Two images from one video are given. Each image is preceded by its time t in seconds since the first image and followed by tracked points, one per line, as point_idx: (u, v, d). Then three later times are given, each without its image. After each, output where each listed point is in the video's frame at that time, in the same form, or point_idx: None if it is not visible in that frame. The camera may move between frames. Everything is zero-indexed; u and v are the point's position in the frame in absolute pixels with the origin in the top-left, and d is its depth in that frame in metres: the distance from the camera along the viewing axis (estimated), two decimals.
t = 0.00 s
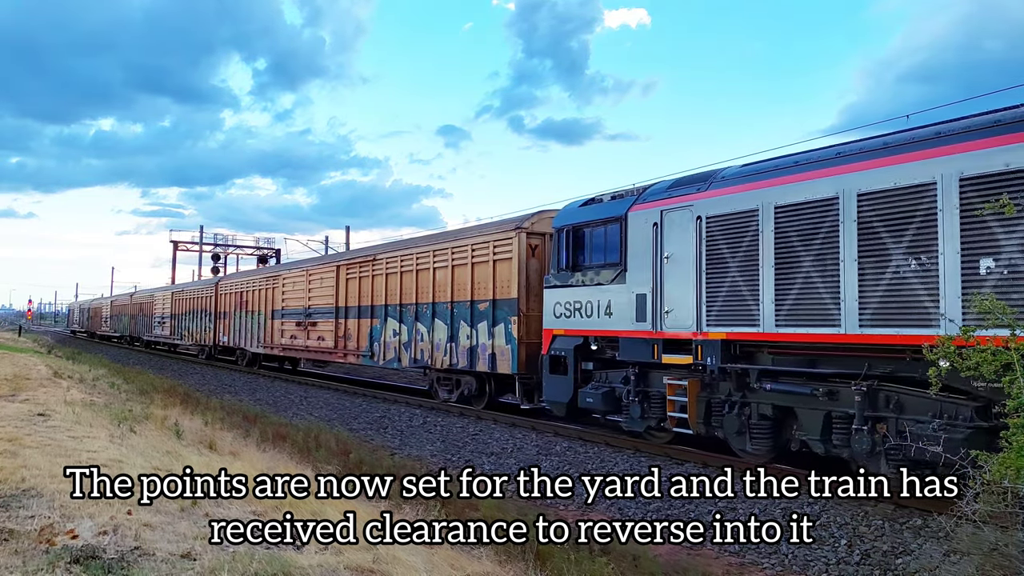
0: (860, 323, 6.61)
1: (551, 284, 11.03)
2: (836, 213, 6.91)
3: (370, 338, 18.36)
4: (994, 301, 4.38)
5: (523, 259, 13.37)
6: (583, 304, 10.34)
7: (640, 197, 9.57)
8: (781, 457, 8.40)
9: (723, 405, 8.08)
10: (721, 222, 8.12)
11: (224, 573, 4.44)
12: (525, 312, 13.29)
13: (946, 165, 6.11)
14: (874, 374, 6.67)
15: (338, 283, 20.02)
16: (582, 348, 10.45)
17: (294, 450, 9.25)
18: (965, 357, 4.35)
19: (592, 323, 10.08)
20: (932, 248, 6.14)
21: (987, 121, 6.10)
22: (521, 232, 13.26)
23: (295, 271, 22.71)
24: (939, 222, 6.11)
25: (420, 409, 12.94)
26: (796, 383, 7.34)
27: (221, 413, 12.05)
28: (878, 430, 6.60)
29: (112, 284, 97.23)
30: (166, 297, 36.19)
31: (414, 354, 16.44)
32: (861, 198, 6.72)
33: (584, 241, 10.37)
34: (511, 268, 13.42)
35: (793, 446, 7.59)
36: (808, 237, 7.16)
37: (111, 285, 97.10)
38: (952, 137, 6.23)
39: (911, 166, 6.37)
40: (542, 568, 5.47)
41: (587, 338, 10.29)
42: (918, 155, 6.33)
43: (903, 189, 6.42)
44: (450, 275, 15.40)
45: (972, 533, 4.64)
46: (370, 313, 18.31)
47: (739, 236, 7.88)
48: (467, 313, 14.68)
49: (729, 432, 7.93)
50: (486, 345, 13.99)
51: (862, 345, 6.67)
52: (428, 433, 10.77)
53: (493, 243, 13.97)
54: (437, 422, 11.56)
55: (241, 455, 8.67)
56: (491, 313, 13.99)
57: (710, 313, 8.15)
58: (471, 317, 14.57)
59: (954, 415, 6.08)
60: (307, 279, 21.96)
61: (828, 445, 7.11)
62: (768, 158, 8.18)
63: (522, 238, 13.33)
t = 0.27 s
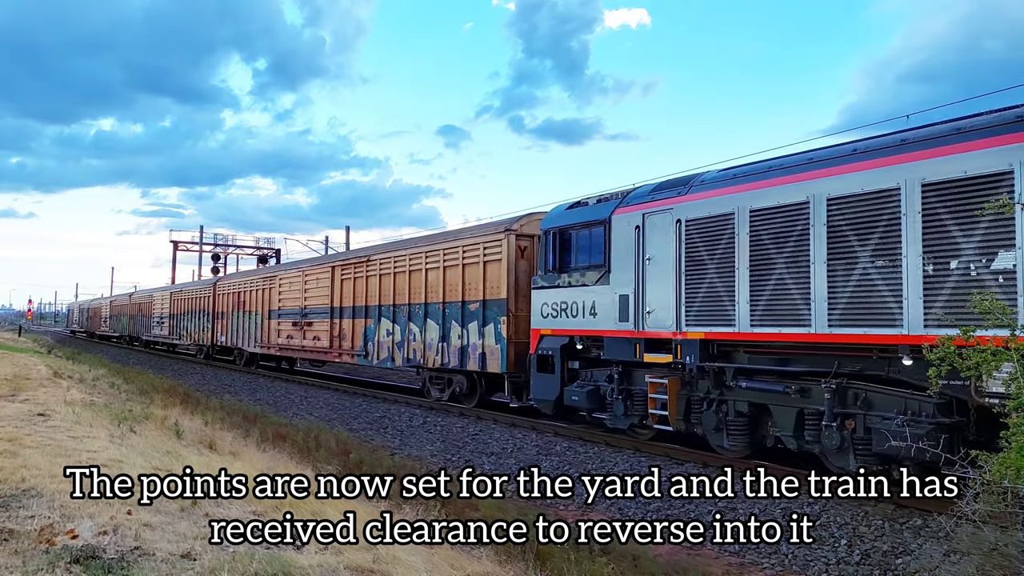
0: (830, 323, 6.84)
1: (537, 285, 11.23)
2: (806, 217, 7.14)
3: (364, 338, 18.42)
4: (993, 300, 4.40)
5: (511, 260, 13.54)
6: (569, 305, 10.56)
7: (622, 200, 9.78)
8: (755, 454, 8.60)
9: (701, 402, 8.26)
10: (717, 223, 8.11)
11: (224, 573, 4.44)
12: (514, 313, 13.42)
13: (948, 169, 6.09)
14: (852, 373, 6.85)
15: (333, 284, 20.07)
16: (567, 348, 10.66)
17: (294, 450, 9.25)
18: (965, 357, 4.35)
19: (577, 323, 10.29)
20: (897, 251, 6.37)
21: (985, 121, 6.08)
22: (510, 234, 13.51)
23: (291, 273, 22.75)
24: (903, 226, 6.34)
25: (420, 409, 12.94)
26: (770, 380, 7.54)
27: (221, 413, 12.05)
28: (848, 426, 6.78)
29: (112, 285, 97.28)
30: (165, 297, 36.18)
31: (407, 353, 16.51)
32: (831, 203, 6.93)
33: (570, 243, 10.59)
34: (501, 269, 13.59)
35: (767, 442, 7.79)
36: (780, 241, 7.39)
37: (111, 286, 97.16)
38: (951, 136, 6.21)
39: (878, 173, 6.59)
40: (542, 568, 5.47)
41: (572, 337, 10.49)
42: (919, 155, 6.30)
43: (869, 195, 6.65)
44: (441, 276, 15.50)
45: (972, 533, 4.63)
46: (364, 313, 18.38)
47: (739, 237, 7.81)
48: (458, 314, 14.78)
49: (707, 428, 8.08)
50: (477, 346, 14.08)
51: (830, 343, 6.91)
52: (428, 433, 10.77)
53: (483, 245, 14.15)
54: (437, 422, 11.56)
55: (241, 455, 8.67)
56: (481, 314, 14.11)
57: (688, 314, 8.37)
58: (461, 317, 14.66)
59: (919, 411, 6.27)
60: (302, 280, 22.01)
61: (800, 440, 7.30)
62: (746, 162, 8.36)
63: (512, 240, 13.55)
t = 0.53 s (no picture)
0: (798, 322, 7.21)
1: (527, 287, 11.63)
2: (777, 221, 7.51)
3: (358, 337, 18.46)
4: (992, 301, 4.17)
5: (501, 261, 13.67)
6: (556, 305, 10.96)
7: (607, 203, 10.16)
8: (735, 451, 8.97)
9: (682, 400, 8.69)
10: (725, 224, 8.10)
11: (223, 573, 4.44)
12: (504, 313, 13.53)
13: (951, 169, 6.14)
14: (833, 372, 7.17)
15: (328, 284, 20.11)
16: (556, 348, 11.03)
17: (294, 450, 9.26)
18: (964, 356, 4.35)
19: (564, 322, 10.68)
20: (862, 253, 6.72)
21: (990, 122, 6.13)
22: (501, 236, 13.59)
23: (288, 274, 22.77)
24: (866, 230, 6.69)
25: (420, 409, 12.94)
26: (745, 378, 7.95)
27: (221, 413, 12.05)
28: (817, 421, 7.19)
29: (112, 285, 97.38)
30: (164, 297, 36.17)
31: (400, 353, 16.58)
32: (799, 207, 7.30)
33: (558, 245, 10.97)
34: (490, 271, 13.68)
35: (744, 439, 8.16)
36: (754, 243, 7.75)
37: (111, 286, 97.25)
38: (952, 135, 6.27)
39: (842, 179, 6.96)
40: (542, 568, 5.47)
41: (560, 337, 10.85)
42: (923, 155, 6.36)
43: (835, 200, 6.99)
44: (433, 277, 15.59)
45: (972, 533, 4.63)
46: (359, 313, 18.43)
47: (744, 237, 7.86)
48: (450, 314, 14.87)
49: (686, 425, 8.49)
50: (468, 345, 14.18)
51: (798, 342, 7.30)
52: (428, 433, 10.77)
53: (474, 246, 14.24)
54: (437, 422, 11.56)
55: (241, 455, 8.67)
56: (471, 314, 14.22)
57: (668, 313, 8.74)
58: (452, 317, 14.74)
59: (884, 407, 6.66)
60: (298, 281, 22.04)
61: (774, 436, 7.68)
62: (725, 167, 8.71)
63: (502, 242, 13.63)
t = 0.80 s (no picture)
0: (770, 322, 7.53)
1: (515, 287, 11.97)
2: (752, 225, 7.82)
3: (353, 337, 18.49)
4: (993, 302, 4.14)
5: (491, 262, 13.81)
6: (543, 305, 11.30)
7: (593, 206, 10.50)
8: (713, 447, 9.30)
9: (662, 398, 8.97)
10: (715, 225, 8.27)
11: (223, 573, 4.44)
12: (494, 313, 13.64)
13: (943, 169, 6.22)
14: (806, 368, 7.47)
15: (324, 285, 20.13)
16: (543, 347, 11.37)
17: (294, 450, 9.26)
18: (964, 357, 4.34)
19: (551, 322, 10.99)
20: (831, 255, 7.00)
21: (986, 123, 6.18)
22: (490, 238, 13.74)
23: (284, 274, 22.78)
24: (834, 233, 6.97)
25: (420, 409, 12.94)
26: (723, 376, 8.26)
27: (221, 413, 12.05)
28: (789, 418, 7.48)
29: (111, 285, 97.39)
30: (163, 297, 36.13)
31: (393, 352, 16.65)
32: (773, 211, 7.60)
33: (546, 247, 11.32)
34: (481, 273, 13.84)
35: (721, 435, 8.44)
36: (730, 246, 8.05)
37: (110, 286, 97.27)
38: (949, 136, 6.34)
39: (811, 184, 7.26)
40: (542, 568, 5.47)
41: (547, 336, 11.15)
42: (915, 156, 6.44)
43: (806, 204, 7.28)
44: (426, 278, 15.68)
45: (972, 533, 4.63)
46: (353, 313, 18.47)
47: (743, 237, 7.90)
48: (441, 314, 14.96)
49: (667, 422, 8.73)
50: (459, 346, 14.27)
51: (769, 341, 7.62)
52: (428, 433, 10.76)
53: (464, 248, 14.39)
54: (437, 421, 11.56)
55: (241, 455, 8.67)
56: (462, 314, 14.33)
57: (649, 312, 9.08)
58: (444, 317, 14.84)
59: (853, 404, 6.96)
60: (294, 281, 22.04)
61: (750, 433, 7.95)
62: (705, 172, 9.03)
63: (491, 244, 13.79)
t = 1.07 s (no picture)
0: (746, 321, 7.87)
1: (505, 288, 12.31)
2: (728, 227, 8.16)
3: (347, 337, 18.56)
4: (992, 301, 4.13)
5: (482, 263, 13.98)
6: (530, 306, 11.64)
7: (579, 210, 10.83)
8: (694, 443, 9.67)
9: (645, 395, 9.31)
10: (694, 228, 8.61)
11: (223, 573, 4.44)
12: (484, 313, 13.77)
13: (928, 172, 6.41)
14: (782, 368, 7.75)
15: (319, 286, 20.18)
16: (531, 346, 11.69)
17: (294, 450, 9.26)
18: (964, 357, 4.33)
19: (538, 322, 11.32)
20: (803, 257, 7.33)
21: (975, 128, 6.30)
22: (480, 240, 13.80)
23: (280, 275, 22.80)
24: (804, 237, 7.33)
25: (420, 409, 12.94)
26: (702, 375, 8.61)
27: (221, 412, 12.06)
28: (762, 414, 7.83)
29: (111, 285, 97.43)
30: (162, 297, 36.11)
31: (387, 352, 16.72)
32: (748, 214, 7.94)
33: (535, 248, 11.63)
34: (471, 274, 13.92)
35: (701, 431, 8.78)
36: (709, 248, 8.39)
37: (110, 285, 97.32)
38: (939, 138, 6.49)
39: (784, 190, 7.62)
40: (542, 568, 5.47)
41: (535, 335, 11.46)
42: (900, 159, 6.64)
43: (779, 208, 7.61)
44: (418, 279, 15.80)
45: (972, 532, 4.62)
46: (348, 313, 18.55)
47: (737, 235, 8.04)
48: (433, 314, 15.07)
49: (649, 419, 9.14)
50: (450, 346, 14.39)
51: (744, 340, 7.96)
52: (428, 433, 10.77)
53: (456, 249, 14.48)
54: (437, 421, 11.55)
55: (241, 454, 8.67)
56: (452, 314, 14.46)
57: (632, 312, 9.40)
58: (435, 317, 14.92)
59: (823, 401, 7.30)
60: (290, 282, 22.07)
61: (727, 429, 8.30)
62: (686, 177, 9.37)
63: (481, 246, 13.86)
